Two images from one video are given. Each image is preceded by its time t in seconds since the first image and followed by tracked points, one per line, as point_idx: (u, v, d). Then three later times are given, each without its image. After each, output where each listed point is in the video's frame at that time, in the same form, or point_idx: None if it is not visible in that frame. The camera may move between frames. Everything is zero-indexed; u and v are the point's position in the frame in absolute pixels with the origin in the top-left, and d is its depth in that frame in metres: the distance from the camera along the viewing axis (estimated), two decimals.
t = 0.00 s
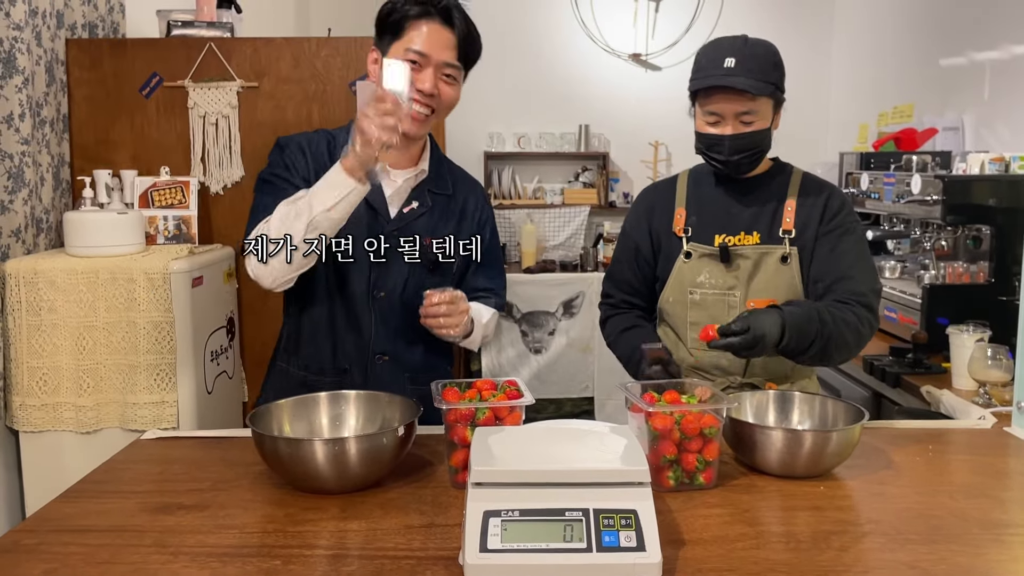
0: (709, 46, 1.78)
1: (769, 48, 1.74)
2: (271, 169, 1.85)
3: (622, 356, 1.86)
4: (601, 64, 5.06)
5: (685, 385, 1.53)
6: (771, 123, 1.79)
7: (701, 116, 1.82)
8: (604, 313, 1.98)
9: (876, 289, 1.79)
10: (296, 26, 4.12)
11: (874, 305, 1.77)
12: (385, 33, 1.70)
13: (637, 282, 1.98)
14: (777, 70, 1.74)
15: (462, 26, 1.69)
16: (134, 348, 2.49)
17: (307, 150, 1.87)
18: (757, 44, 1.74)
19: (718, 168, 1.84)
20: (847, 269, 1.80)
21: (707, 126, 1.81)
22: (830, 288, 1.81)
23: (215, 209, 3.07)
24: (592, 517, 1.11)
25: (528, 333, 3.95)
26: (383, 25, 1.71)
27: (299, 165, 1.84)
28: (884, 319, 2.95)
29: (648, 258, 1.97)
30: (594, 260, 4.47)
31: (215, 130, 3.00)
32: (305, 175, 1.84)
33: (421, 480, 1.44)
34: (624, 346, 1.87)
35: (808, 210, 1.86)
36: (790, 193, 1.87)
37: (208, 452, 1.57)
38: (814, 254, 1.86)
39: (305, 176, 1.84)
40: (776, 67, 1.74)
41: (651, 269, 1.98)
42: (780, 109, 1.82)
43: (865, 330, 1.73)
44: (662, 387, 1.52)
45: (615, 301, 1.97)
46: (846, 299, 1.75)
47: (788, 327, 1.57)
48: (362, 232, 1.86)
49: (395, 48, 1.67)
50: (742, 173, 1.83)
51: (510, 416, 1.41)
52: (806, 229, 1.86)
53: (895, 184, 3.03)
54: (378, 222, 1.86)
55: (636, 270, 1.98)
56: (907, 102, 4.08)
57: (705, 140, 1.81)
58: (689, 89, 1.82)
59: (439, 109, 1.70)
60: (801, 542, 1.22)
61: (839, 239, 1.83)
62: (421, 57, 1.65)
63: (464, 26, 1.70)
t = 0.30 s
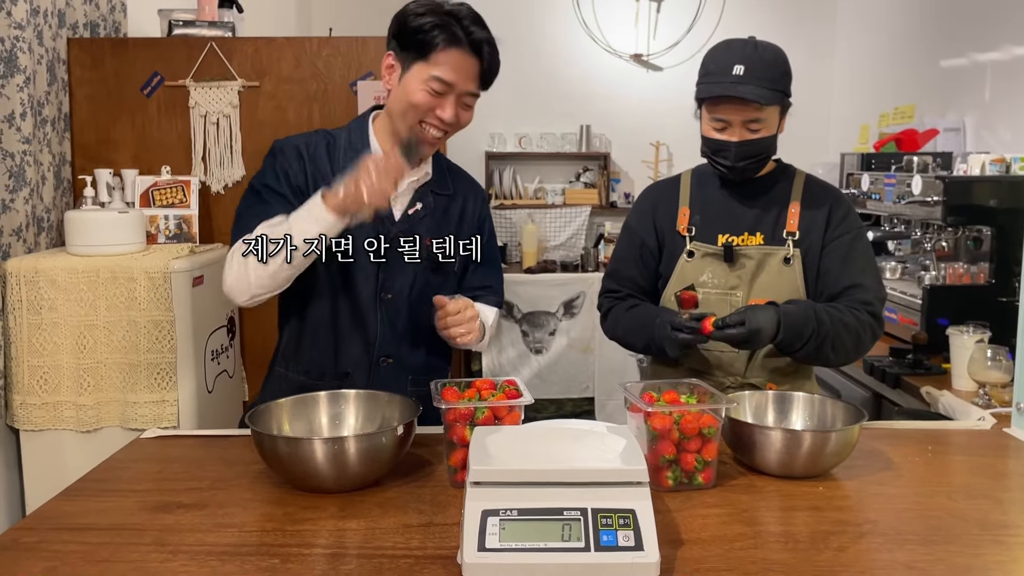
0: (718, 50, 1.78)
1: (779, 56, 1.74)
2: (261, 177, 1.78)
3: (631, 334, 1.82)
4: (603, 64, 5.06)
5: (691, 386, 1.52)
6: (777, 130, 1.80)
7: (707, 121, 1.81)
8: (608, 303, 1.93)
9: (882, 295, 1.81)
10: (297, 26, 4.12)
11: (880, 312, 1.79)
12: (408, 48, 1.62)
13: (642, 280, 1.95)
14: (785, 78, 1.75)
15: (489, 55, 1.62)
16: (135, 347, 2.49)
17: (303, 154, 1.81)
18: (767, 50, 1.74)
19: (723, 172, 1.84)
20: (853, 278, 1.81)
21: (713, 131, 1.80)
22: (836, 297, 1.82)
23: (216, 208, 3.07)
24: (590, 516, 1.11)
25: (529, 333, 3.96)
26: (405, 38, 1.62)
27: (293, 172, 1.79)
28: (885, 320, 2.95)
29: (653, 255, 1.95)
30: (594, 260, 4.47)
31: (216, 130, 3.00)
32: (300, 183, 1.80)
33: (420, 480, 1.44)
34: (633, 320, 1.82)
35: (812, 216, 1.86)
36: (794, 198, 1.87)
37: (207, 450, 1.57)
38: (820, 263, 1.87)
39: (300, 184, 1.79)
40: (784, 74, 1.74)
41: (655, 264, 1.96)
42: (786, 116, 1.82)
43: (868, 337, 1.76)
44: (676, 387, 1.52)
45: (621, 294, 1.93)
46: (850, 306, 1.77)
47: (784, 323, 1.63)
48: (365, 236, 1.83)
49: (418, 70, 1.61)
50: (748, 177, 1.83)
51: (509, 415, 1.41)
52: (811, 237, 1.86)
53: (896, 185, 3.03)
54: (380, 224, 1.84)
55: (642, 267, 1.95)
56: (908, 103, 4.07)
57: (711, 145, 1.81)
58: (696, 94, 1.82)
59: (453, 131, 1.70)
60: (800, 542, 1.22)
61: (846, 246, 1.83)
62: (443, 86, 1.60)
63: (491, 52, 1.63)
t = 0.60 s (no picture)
0: (720, 47, 1.77)
1: (782, 54, 1.73)
2: (214, 222, 1.78)
3: (627, 333, 1.82)
4: (605, 62, 5.05)
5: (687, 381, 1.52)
6: (779, 129, 1.80)
7: (709, 119, 1.81)
8: (604, 302, 1.93)
9: (883, 295, 1.82)
10: (299, 24, 4.12)
11: (881, 311, 1.79)
12: (363, 50, 1.60)
13: (640, 278, 1.95)
14: (788, 77, 1.75)
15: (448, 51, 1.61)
16: (134, 345, 2.49)
17: (253, 180, 1.78)
18: (769, 47, 1.74)
19: (724, 171, 1.83)
20: (855, 279, 1.81)
21: (716, 129, 1.80)
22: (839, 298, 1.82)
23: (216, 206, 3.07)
24: (585, 515, 1.11)
25: (529, 331, 3.95)
26: (360, 39, 1.59)
27: (245, 204, 1.77)
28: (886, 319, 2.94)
29: (651, 252, 1.94)
30: (596, 259, 4.47)
31: (216, 127, 3.00)
32: (254, 215, 1.78)
33: (416, 478, 1.44)
34: (629, 319, 1.82)
35: (812, 216, 1.85)
36: (794, 196, 1.86)
37: (204, 448, 1.57)
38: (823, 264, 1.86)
39: (254, 216, 1.78)
40: (787, 73, 1.74)
41: (652, 262, 1.95)
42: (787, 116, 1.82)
43: (870, 334, 1.77)
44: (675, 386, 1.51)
45: (618, 292, 1.93)
46: (853, 304, 1.77)
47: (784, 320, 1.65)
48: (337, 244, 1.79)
49: (377, 72, 1.60)
50: (749, 176, 1.82)
51: (505, 414, 1.40)
52: (812, 236, 1.85)
53: (898, 184, 3.02)
54: (351, 226, 1.81)
55: (639, 266, 1.94)
56: (911, 102, 4.06)
57: (713, 144, 1.80)
58: (698, 92, 1.81)
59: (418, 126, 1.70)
60: (797, 542, 1.22)
61: (848, 247, 1.83)
62: (405, 86, 1.60)
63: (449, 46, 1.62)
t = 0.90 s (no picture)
0: (725, 50, 1.77)
1: (787, 55, 1.75)
2: (249, 223, 1.81)
3: (630, 340, 1.83)
4: (611, 67, 5.06)
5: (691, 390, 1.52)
6: (784, 129, 1.80)
7: (714, 120, 1.81)
8: (607, 311, 1.93)
9: (886, 304, 1.82)
10: (306, 29, 4.14)
11: (885, 321, 1.80)
12: (374, 52, 1.62)
13: (643, 289, 1.94)
14: (793, 78, 1.76)
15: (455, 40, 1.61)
16: (142, 349, 2.51)
17: (284, 180, 1.81)
18: (774, 49, 1.75)
19: (730, 174, 1.83)
20: (859, 288, 1.81)
21: (721, 130, 1.80)
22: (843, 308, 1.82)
23: (223, 210, 3.08)
24: (591, 524, 1.11)
25: (535, 335, 3.95)
26: (369, 43, 1.62)
27: (276, 201, 1.80)
28: (892, 326, 2.94)
29: (654, 261, 1.93)
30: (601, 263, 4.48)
31: (224, 132, 3.02)
32: (284, 213, 1.80)
33: (423, 485, 1.45)
34: (629, 327, 1.83)
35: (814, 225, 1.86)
36: (796, 205, 1.86)
37: (211, 453, 1.58)
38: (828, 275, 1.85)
39: (285, 214, 1.80)
40: (792, 73, 1.75)
41: (656, 272, 1.95)
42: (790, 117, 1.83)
43: (874, 344, 1.77)
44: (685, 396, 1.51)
45: (620, 301, 1.92)
46: (858, 314, 1.78)
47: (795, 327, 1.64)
48: (361, 242, 1.81)
49: (389, 72, 1.61)
50: (753, 180, 1.83)
51: (511, 421, 1.41)
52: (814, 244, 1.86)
53: (904, 191, 3.02)
54: (375, 226, 1.82)
55: (642, 275, 1.94)
56: (917, 107, 4.06)
57: (719, 145, 1.80)
58: (703, 92, 1.81)
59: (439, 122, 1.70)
60: (802, 551, 1.22)
61: (851, 256, 1.83)
62: (420, 81, 1.61)
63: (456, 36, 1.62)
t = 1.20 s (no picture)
0: (737, 39, 1.75)
1: (801, 44, 1.73)
2: (267, 201, 1.79)
3: (648, 335, 1.81)
4: (617, 59, 5.03)
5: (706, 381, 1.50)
6: (797, 119, 1.78)
7: (727, 108, 1.79)
8: (619, 304, 1.90)
9: (897, 296, 1.80)
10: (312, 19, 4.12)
11: (893, 314, 1.77)
12: (396, 41, 1.59)
13: (654, 278, 1.92)
14: (807, 68, 1.74)
15: (478, 38, 1.58)
16: (147, 339, 2.50)
17: (304, 163, 1.80)
18: (788, 38, 1.73)
19: (741, 164, 1.81)
20: (870, 279, 1.79)
21: (733, 119, 1.78)
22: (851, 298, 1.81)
23: (229, 201, 3.06)
24: (603, 513, 1.09)
25: (541, 329, 3.93)
26: (393, 32, 1.59)
27: (295, 183, 1.78)
28: (902, 318, 2.92)
29: (666, 251, 1.91)
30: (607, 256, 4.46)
31: (229, 122, 3.00)
32: (302, 195, 1.78)
33: (431, 474, 1.43)
34: (648, 322, 1.81)
35: (828, 211, 1.83)
36: (807, 193, 1.85)
37: (218, 443, 1.57)
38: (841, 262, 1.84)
39: (303, 196, 1.78)
40: (807, 63, 1.73)
41: (667, 261, 1.92)
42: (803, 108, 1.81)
43: (879, 339, 1.75)
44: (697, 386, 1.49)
45: (633, 292, 1.90)
46: (865, 309, 1.76)
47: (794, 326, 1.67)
48: (377, 227, 1.79)
49: (410, 63, 1.59)
50: (764, 168, 1.81)
51: (521, 411, 1.39)
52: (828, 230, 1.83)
53: (915, 182, 2.99)
54: (392, 213, 1.80)
55: (654, 266, 1.91)
56: (927, 98, 4.03)
57: (729, 134, 1.79)
58: (715, 81, 1.78)
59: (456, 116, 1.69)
60: (816, 542, 1.20)
61: (864, 245, 1.81)
62: (440, 76, 1.59)
63: (479, 33, 1.59)
